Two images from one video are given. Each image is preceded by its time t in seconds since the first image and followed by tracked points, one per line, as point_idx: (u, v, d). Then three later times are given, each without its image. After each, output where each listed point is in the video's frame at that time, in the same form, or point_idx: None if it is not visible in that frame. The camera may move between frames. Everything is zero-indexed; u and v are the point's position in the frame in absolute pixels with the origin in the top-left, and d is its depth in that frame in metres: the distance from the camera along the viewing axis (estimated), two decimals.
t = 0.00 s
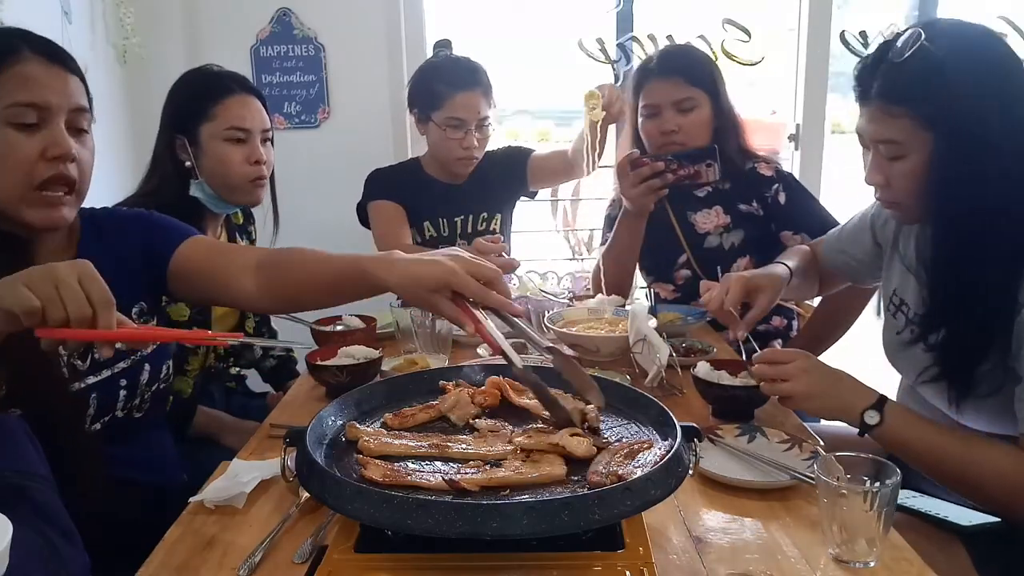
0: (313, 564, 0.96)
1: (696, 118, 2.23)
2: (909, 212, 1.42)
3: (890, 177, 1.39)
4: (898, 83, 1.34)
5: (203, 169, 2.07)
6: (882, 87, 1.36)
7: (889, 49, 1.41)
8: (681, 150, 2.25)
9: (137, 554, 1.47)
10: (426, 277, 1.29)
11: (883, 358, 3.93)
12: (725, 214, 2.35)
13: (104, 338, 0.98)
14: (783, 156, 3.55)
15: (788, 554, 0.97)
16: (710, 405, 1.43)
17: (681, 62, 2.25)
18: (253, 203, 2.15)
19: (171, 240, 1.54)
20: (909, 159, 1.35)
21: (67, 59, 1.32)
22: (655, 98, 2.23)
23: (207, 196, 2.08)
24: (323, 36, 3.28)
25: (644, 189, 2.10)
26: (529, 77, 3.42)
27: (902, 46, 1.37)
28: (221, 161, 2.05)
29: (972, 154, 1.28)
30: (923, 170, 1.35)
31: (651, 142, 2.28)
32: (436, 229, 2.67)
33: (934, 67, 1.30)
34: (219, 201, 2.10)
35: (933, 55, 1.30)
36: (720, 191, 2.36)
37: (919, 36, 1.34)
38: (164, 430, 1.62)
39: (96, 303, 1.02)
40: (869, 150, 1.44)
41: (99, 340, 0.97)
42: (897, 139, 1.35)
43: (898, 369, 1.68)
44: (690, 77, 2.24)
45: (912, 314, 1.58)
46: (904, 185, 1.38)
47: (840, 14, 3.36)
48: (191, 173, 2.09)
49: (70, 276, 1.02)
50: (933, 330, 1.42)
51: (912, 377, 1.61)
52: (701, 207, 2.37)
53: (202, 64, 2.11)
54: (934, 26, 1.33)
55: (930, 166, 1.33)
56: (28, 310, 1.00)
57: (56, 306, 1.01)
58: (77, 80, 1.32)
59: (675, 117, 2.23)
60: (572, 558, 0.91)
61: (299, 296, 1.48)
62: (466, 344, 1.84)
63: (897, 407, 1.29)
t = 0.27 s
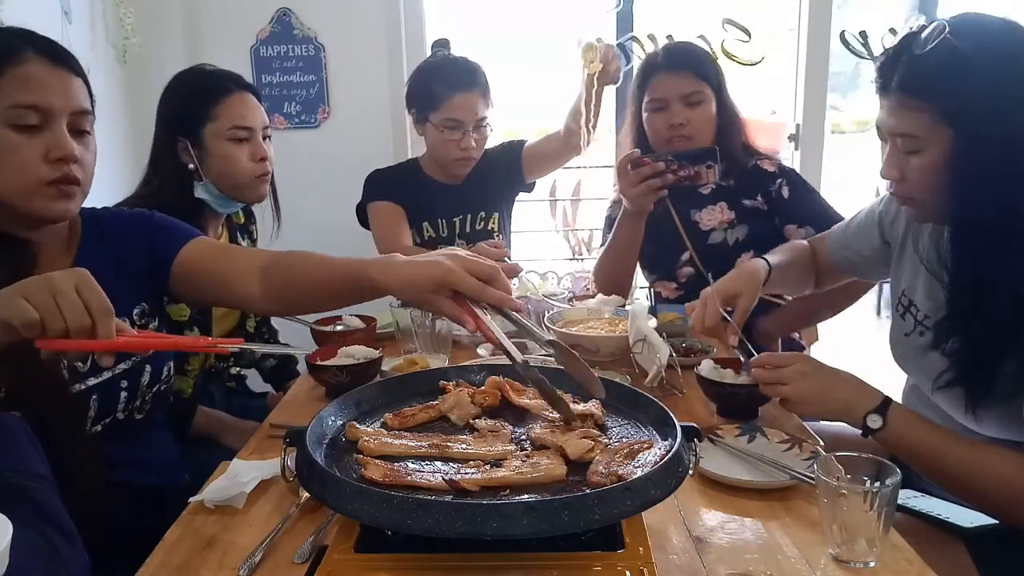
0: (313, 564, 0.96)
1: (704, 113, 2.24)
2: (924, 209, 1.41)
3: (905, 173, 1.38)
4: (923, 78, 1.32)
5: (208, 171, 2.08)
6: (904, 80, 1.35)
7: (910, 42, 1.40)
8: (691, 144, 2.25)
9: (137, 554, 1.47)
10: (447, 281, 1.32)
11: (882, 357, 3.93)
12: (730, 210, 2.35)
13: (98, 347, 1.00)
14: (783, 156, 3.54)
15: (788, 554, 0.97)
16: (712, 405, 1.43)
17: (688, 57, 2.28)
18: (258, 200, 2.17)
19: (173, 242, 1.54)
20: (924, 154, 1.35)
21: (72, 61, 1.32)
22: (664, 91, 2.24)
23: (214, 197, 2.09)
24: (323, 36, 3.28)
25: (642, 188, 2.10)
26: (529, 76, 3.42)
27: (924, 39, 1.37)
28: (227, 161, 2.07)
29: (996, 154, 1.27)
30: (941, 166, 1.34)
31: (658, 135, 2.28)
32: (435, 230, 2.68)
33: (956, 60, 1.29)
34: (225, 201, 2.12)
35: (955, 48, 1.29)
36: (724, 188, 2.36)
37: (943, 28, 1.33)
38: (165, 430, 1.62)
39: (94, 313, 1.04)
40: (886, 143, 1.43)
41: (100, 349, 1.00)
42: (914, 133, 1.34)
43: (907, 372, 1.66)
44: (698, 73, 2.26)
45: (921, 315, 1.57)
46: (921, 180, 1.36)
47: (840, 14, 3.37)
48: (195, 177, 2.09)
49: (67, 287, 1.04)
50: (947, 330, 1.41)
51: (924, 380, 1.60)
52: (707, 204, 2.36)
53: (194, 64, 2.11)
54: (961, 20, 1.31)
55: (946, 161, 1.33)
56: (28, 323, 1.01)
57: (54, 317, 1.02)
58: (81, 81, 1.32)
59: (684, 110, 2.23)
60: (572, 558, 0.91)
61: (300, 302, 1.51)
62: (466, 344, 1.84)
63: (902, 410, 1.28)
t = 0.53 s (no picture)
0: (313, 564, 0.96)
1: (716, 118, 2.24)
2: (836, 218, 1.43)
3: (815, 180, 1.41)
4: (845, 89, 1.33)
5: (212, 170, 2.09)
6: (829, 89, 1.36)
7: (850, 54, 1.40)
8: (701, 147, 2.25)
9: (137, 554, 1.47)
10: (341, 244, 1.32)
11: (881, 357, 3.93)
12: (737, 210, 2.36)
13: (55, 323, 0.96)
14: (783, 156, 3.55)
15: (788, 554, 0.97)
16: (712, 405, 1.43)
17: (700, 60, 2.27)
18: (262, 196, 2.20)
19: (169, 242, 1.58)
20: (834, 165, 1.36)
21: (51, 62, 1.32)
22: (678, 94, 2.24)
23: (217, 196, 2.12)
24: (323, 36, 3.28)
25: (653, 189, 2.09)
26: (530, 76, 3.42)
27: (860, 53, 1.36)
28: (231, 159, 2.09)
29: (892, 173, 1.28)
30: (849, 177, 1.35)
31: (670, 139, 2.28)
32: (435, 229, 2.67)
33: (879, 78, 1.28)
34: (229, 199, 2.15)
35: (882, 67, 1.28)
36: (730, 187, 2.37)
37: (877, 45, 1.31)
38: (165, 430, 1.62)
39: (66, 289, 1.03)
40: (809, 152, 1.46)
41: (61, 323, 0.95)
42: (830, 143, 1.36)
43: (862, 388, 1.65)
44: (711, 77, 2.26)
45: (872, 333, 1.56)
46: (826, 189, 1.39)
47: (840, 14, 3.37)
48: (199, 175, 2.09)
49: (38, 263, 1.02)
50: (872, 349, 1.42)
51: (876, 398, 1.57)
52: (716, 204, 2.37)
53: (190, 64, 2.10)
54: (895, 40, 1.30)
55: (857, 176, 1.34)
56: None
57: (25, 293, 1.01)
58: (61, 83, 1.32)
59: (696, 113, 2.23)
60: (572, 559, 0.91)
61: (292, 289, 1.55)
62: (467, 344, 1.84)
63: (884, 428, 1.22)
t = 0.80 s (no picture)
0: (313, 564, 0.96)
1: (710, 117, 2.24)
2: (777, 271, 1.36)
3: (749, 233, 1.35)
4: (767, 143, 1.27)
5: (214, 170, 2.10)
6: (751, 144, 1.30)
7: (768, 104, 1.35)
8: (697, 147, 2.26)
9: (137, 554, 1.47)
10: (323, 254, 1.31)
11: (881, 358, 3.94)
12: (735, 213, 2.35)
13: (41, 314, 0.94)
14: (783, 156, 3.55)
15: (788, 554, 0.97)
16: (712, 405, 1.43)
17: (698, 58, 2.26)
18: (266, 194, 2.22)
19: (166, 244, 1.57)
20: (766, 221, 1.31)
21: (52, 61, 1.32)
22: (672, 94, 2.24)
23: (220, 196, 2.12)
24: (323, 36, 3.28)
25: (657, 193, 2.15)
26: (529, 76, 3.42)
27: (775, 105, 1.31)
28: (235, 159, 2.09)
29: (828, 222, 1.22)
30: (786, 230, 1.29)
31: (665, 139, 2.29)
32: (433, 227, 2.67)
33: (797, 132, 1.23)
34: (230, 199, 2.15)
35: (796, 120, 1.23)
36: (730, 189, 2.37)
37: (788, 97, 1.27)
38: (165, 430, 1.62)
39: (57, 281, 1.03)
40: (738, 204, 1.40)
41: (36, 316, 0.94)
42: (761, 199, 1.30)
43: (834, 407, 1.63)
44: (707, 75, 2.24)
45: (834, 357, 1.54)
46: (766, 243, 1.32)
47: (840, 14, 3.37)
48: (202, 176, 2.09)
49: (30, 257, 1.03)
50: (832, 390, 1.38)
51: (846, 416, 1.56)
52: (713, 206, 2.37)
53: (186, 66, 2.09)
54: (811, 87, 1.25)
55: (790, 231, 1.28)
56: None
57: (17, 285, 1.01)
58: (61, 83, 1.32)
59: (690, 114, 2.24)
60: (572, 559, 0.91)
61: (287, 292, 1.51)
62: (467, 344, 1.85)
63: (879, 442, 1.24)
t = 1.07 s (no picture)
0: (313, 564, 0.96)
1: (711, 116, 2.24)
2: (801, 255, 1.38)
3: (778, 218, 1.36)
4: (789, 127, 1.29)
5: (222, 169, 2.11)
6: (773, 130, 1.32)
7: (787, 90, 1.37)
8: (698, 147, 2.26)
9: (137, 554, 1.47)
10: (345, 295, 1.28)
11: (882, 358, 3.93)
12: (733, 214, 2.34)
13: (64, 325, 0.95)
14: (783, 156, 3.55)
15: (788, 554, 0.97)
16: (712, 405, 1.43)
17: (696, 57, 2.25)
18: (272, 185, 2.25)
19: (155, 244, 1.56)
20: (792, 203, 1.32)
21: (53, 62, 1.32)
22: (673, 93, 2.24)
23: (228, 195, 2.15)
24: (323, 36, 3.28)
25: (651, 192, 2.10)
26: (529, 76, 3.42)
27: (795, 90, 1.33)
28: (241, 157, 2.11)
29: (852, 201, 1.24)
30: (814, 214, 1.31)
31: (664, 138, 2.29)
32: (427, 226, 2.66)
33: (820, 113, 1.25)
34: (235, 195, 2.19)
35: (819, 101, 1.25)
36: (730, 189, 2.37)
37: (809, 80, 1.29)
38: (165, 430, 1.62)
39: (64, 294, 1.02)
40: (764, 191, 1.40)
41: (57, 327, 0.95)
42: (785, 181, 1.31)
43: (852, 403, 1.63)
44: (707, 75, 2.24)
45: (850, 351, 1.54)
46: (792, 228, 1.34)
47: (840, 14, 3.37)
48: (209, 179, 2.11)
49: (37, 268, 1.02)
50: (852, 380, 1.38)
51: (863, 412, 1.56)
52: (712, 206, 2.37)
53: (181, 67, 2.08)
54: (831, 72, 1.27)
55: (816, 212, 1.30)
56: None
57: (24, 299, 1.01)
58: (63, 85, 1.32)
59: (690, 114, 2.24)
60: (572, 559, 0.91)
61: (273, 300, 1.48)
62: (467, 343, 1.85)
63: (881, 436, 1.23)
